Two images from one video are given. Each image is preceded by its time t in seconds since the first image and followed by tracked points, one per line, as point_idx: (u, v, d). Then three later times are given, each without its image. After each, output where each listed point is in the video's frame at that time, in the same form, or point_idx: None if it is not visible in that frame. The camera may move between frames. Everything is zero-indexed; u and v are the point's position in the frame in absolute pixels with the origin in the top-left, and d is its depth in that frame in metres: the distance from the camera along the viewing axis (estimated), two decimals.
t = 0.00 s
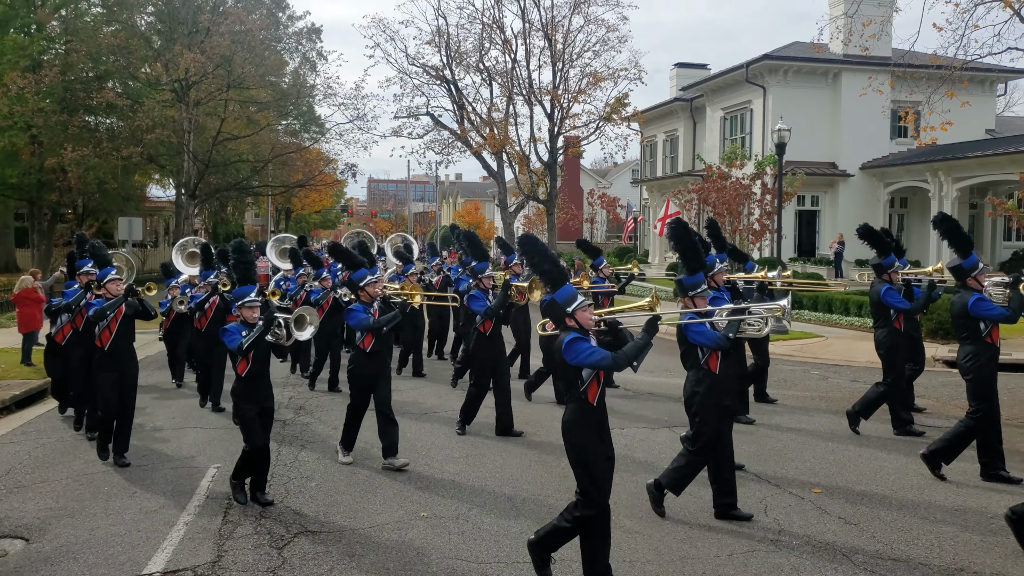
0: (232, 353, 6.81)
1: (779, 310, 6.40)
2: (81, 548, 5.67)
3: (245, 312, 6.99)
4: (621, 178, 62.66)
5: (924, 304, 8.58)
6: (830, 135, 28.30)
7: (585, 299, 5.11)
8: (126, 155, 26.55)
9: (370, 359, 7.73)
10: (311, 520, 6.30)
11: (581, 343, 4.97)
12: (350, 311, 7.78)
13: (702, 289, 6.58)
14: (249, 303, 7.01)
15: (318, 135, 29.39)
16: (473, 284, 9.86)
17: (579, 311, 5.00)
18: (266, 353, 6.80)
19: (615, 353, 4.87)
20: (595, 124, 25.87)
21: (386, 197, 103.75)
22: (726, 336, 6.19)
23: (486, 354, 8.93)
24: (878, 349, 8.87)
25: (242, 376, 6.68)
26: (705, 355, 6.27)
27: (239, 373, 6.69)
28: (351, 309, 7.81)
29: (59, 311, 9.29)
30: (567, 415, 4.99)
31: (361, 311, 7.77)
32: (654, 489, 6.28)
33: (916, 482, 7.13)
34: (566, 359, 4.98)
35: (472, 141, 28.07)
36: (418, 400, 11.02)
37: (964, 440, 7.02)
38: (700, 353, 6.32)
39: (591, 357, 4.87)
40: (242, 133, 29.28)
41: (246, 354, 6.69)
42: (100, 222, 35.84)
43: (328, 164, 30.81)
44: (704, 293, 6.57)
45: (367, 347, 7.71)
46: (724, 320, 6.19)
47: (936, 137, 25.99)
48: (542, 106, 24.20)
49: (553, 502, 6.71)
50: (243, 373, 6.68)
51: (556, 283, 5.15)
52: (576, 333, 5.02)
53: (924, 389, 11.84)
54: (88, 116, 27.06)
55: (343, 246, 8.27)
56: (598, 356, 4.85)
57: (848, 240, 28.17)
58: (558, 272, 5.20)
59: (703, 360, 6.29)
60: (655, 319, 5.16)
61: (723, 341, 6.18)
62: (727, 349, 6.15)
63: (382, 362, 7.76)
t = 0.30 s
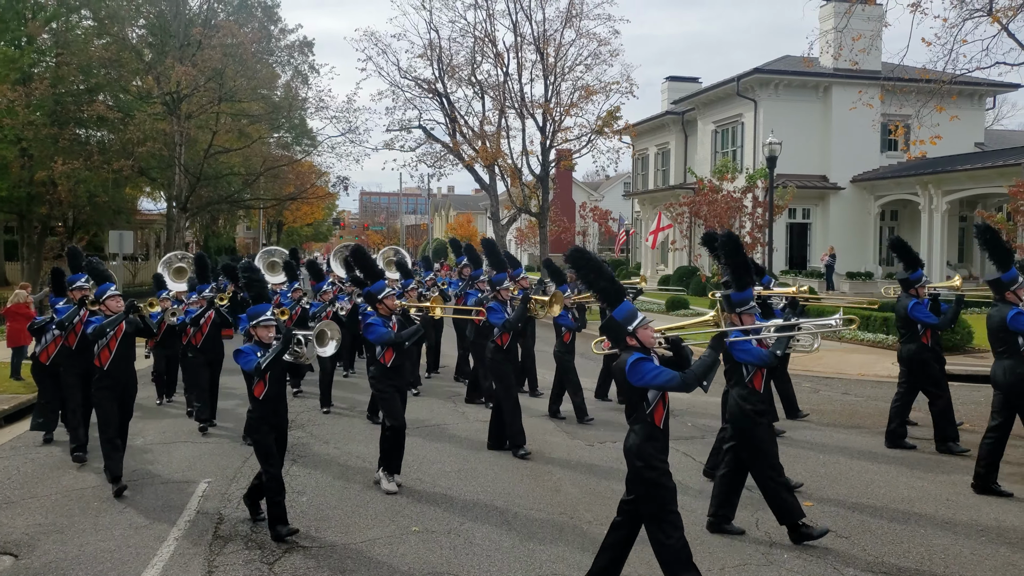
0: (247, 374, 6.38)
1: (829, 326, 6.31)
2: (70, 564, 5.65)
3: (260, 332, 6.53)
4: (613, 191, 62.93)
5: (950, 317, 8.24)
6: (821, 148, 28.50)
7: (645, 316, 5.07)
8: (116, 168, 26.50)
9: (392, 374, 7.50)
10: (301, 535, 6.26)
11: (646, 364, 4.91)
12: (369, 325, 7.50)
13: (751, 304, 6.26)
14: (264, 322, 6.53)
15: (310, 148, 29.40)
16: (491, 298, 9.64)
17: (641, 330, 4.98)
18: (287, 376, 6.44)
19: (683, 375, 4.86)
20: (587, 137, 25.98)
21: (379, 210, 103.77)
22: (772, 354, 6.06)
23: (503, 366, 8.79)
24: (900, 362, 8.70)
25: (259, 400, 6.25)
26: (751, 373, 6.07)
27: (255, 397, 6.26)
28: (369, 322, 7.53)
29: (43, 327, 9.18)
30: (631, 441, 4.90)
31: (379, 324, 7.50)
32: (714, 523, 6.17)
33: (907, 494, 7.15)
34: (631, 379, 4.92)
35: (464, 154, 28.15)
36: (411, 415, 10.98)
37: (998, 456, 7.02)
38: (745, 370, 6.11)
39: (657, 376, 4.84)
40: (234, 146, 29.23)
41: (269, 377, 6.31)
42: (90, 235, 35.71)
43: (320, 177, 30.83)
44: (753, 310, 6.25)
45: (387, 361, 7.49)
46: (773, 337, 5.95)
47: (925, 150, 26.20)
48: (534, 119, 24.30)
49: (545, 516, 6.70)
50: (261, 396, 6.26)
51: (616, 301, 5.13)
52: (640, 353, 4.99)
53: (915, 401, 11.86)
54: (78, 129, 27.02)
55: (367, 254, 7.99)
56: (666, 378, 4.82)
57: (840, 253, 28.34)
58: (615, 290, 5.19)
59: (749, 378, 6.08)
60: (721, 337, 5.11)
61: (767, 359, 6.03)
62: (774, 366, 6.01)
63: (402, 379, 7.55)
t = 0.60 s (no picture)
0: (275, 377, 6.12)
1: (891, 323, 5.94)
2: (70, 562, 5.69)
3: (286, 333, 6.34)
4: (609, 191, 63.03)
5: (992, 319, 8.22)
6: (818, 149, 28.60)
7: (721, 317, 4.84)
8: (113, 168, 26.51)
9: (418, 378, 7.30)
10: (301, 535, 6.31)
11: (728, 367, 4.65)
12: (394, 327, 7.26)
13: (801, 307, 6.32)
14: (291, 323, 6.33)
15: (306, 148, 29.41)
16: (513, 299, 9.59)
17: (716, 331, 4.75)
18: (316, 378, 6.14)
19: (766, 377, 4.61)
20: (584, 138, 26.03)
21: (376, 210, 103.78)
22: (835, 358, 5.85)
23: (526, 371, 8.66)
24: (942, 363, 8.61)
25: (286, 404, 6.02)
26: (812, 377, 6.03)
27: (282, 401, 6.02)
28: (396, 325, 7.27)
29: (38, 327, 9.19)
30: (709, 450, 4.71)
31: (406, 326, 7.26)
32: (781, 507, 6.13)
33: (902, 495, 7.21)
34: (711, 385, 4.65)
35: (461, 154, 28.19)
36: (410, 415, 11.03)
37: None
38: (806, 375, 6.01)
39: (742, 381, 4.57)
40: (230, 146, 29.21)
41: (296, 380, 6.03)
42: (87, 236, 35.71)
43: (317, 177, 30.88)
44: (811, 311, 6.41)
45: (415, 364, 7.27)
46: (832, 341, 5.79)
47: (921, 152, 26.31)
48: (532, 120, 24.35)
49: (542, 516, 6.75)
50: (288, 400, 6.01)
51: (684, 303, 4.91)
52: (716, 355, 4.75)
53: (911, 402, 11.92)
54: (75, 129, 27.04)
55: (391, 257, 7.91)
56: (749, 382, 4.57)
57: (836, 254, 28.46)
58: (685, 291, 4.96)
59: (810, 382, 6.02)
60: (801, 336, 4.89)
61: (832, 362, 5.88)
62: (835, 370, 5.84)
63: (428, 381, 7.35)
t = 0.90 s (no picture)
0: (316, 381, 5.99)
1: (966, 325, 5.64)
2: (72, 562, 5.70)
3: (326, 336, 6.22)
4: (608, 191, 63.05)
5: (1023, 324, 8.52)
6: (817, 149, 28.62)
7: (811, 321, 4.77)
8: (111, 169, 26.51)
9: (452, 382, 7.16)
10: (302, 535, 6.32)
11: (822, 371, 4.56)
12: (428, 331, 7.15)
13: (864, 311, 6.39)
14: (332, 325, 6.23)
15: (305, 148, 29.39)
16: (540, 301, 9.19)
17: (806, 336, 4.68)
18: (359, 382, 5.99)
19: (862, 383, 4.53)
20: (583, 138, 26.04)
21: (374, 211, 103.81)
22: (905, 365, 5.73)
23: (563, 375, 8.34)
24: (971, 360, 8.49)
25: (327, 409, 5.86)
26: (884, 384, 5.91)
27: (323, 406, 5.87)
28: (430, 327, 7.17)
29: (41, 330, 9.02)
30: (804, 456, 4.62)
31: (441, 328, 7.16)
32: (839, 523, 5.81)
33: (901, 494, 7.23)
34: (807, 392, 4.55)
35: (460, 155, 28.19)
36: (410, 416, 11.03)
37: None
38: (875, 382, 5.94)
39: (837, 385, 4.47)
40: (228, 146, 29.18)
41: (341, 384, 5.89)
42: (87, 236, 35.70)
43: (316, 177, 30.89)
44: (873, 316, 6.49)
45: (448, 368, 7.14)
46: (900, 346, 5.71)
47: (920, 152, 26.33)
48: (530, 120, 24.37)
49: (544, 516, 6.76)
50: (330, 405, 5.86)
51: (771, 306, 4.80)
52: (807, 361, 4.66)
53: (911, 403, 11.91)
54: (74, 130, 27.04)
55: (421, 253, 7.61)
56: (846, 386, 4.46)
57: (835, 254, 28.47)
58: (774, 293, 4.84)
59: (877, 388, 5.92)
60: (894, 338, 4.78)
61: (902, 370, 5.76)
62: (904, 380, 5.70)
63: (459, 388, 7.21)
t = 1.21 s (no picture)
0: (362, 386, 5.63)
1: None
2: (72, 563, 5.71)
3: (373, 339, 5.85)
4: (606, 191, 63.11)
5: None
6: (815, 150, 28.66)
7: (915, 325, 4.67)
8: (110, 168, 26.52)
9: (495, 385, 6.91)
10: (302, 536, 6.33)
11: (929, 376, 4.41)
12: (472, 332, 6.92)
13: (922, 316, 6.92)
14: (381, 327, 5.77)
15: (303, 148, 29.38)
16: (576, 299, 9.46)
17: (913, 338, 4.58)
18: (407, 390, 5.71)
19: (975, 390, 4.36)
20: (581, 138, 26.05)
21: (372, 211, 103.82)
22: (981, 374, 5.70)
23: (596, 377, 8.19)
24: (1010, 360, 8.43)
25: (376, 417, 5.55)
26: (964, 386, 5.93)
27: (372, 413, 5.56)
28: (473, 330, 6.96)
29: (37, 334, 8.62)
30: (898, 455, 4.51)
31: (484, 331, 6.95)
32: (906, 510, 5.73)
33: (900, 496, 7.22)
34: (912, 395, 4.41)
35: (458, 155, 28.22)
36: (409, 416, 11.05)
37: None
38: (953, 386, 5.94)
39: (943, 391, 4.30)
40: (226, 146, 29.16)
41: (389, 392, 5.61)
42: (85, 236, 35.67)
43: (313, 176, 30.92)
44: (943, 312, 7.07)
45: (494, 370, 6.91)
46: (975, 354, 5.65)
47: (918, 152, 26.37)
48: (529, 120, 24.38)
49: (540, 516, 6.78)
50: (378, 412, 5.56)
51: (876, 310, 4.76)
52: (914, 364, 4.53)
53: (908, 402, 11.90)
54: (73, 130, 27.03)
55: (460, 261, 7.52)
56: (957, 392, 4.26)
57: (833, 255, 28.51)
58: (878, 295, 4.80)
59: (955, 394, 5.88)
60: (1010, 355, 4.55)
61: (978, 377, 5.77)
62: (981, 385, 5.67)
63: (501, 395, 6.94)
